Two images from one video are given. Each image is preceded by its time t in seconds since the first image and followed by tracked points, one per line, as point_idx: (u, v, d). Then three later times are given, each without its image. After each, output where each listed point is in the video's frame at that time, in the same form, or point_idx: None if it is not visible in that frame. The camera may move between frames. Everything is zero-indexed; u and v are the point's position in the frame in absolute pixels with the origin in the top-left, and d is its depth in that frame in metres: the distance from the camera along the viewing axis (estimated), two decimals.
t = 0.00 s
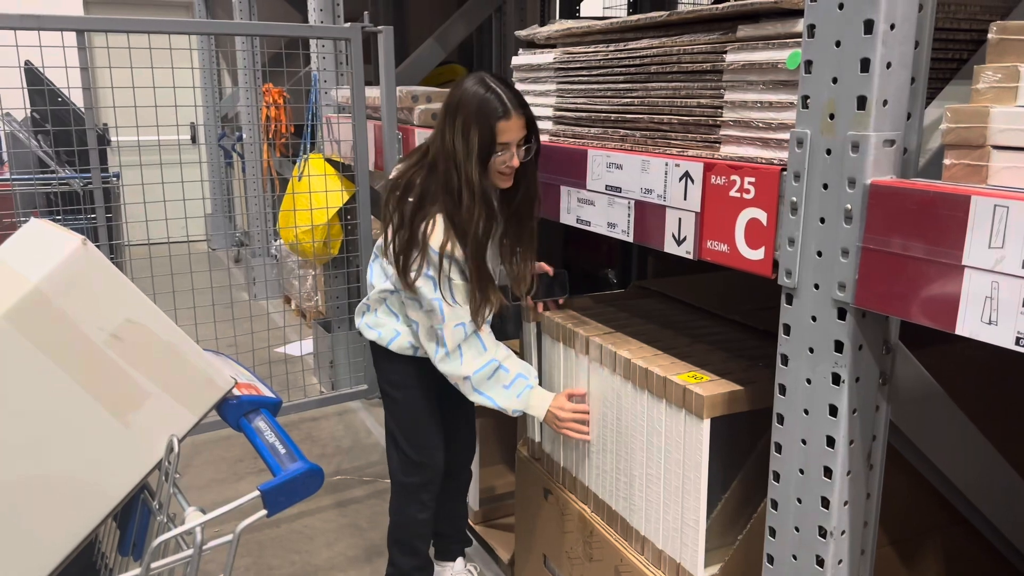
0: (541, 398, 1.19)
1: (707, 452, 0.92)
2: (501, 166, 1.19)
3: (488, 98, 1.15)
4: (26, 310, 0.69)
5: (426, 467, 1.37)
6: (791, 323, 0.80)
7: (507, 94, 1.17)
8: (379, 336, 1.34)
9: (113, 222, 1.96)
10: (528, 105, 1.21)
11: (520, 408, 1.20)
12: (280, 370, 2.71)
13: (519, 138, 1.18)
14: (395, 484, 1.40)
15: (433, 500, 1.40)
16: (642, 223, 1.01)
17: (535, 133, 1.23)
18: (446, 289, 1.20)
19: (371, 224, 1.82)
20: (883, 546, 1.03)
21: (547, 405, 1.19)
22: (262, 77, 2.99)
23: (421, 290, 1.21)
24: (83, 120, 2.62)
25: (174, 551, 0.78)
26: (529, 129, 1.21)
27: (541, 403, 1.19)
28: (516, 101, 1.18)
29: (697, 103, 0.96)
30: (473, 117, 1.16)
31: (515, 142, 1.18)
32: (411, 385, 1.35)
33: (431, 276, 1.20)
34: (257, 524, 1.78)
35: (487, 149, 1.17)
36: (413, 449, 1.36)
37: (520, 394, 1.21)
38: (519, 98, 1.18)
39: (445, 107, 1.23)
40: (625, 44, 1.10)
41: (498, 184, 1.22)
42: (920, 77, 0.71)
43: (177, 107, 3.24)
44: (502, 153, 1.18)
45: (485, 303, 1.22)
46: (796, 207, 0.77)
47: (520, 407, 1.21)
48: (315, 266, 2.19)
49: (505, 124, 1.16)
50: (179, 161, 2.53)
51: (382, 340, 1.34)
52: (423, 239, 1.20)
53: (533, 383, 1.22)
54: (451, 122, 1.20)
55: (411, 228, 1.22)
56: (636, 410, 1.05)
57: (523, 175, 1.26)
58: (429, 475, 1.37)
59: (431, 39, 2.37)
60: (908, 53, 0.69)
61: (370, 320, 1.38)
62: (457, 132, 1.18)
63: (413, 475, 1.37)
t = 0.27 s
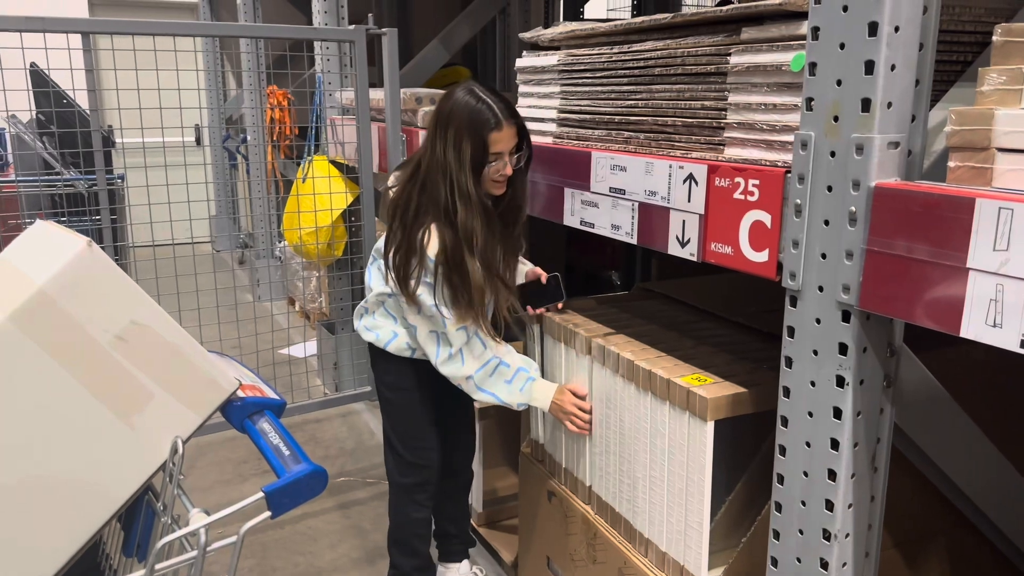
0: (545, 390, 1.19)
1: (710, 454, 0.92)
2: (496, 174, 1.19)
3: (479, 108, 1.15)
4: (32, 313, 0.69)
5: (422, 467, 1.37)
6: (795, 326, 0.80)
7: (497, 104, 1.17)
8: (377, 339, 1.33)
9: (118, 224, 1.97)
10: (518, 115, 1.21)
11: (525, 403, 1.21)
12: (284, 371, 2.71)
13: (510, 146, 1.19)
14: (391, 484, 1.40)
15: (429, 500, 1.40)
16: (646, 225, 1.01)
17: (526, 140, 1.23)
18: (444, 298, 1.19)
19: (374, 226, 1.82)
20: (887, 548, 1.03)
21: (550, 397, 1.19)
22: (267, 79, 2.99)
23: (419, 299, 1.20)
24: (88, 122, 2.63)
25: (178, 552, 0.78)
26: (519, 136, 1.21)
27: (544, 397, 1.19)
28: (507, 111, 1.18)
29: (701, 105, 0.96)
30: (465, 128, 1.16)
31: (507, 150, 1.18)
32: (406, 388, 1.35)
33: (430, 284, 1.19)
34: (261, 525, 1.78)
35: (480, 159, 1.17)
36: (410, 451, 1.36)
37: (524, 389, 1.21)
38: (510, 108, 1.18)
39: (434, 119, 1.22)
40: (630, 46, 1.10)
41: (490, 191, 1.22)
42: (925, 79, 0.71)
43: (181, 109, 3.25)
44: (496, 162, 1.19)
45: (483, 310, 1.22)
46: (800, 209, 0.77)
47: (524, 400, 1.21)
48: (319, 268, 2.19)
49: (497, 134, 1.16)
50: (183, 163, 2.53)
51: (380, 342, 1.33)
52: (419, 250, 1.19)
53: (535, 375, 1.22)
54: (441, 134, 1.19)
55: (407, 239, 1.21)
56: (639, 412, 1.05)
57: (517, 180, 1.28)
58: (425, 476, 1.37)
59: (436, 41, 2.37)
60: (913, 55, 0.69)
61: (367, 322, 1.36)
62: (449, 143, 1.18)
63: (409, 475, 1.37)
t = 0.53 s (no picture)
0: (542, 387, 1.20)
1: (714, 457, 0.92)
2: (497, 179, 1.19)
3: (483, 112, 1.14)
4: (37, 314, 0.69)
5: (433, 469, 1.37)
6: (799, 327, 0.80)
7: (500, 109, 1.16)
8: (383, 342, 1.32)
9: (122, 225, 1.97)
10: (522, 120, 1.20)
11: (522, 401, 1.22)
12: (287, 372, 2.71)
13: (513, 152, 1.18)
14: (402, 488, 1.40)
15: (439, 502, 1.40)
16: (650, 226, 1.01)
17: (529, 146, 1.22)
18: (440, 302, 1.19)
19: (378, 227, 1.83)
20: (891, 551, 1.03)
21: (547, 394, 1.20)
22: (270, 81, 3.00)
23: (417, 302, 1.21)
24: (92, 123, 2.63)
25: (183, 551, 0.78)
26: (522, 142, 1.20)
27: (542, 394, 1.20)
28: (510, 116, 1.17)
29: (705, 106, 0.96)
30: (468, 132, 1.15)
31: (509, 156, 1.18)
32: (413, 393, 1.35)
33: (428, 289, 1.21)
34: (265, 526, 1.78)
35: (482, 165, 1.16)
36: (419, 451, 1.37)
37: (523, 387, 1.22)
38: (513, 114, 1.17)
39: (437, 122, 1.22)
40: (633, 48, 1.10)
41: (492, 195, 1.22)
42: (930, 81, 0.71)
43: (185, 111, 3.25)
44: (498, 167, 1.18)
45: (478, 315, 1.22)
46: (804, 211, 0.77)
47: (524, 399, 1.22)
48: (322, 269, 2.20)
49: (499, 140, 1.15)
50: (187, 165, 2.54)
51: (385, 345, 1.33)
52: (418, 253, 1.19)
53: (533, 374, 1.23)
54: (444, 137, 1.18)
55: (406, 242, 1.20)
56: (643, 413, 1.05)
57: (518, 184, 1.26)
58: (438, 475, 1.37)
59: (439, 42, 2.38)
60: (917, 56, 0.69)
61: (371, 325, 1.35)
62: (451, 147, 1.17)
63: (419, 477, 1.37)
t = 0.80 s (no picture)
0: (535, 382, 1.18)
1: (717, 458, 0.92)
2: (501, 178, 1.18)
3: (487, 110, 1.14)
4: (40, 314, 0.69)
5: (438, 470, 1.37)
6: (802, 328, 0.80)
7: (505, 107, 1.16)
8: (385, 344, 1.32)
9: (124, 226, 1.97)
10: (527, 118, 1.20)
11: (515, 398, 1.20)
12: (289, 372, 2.71)
13: (517, 150, 1.17)
14: (408, 490, 1.40)
15: (445, 503, 1.39)
16: (652, 227, 1.01)
17: (533, 144, 1.22)
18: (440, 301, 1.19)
19: (380, 228, 1.83)
20: (894, 551, 1.03)
21: (539, 388, 1.18)
22: (272, 81, 3.00)
23: (413, 303, 1.20)
24: (95, 124, 2.64)
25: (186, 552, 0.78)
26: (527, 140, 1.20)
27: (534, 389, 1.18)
28: (514, 114, 1.17)
29: (707, 107, 0.96)
30: (472, 131, 1.15)
31: (513, 155, 1.17)
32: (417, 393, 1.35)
33: (425, 289, 1.20)
34: (267, 527, 1.78)
35: (485, 163, 1.16)
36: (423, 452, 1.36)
37: (515, 384, 1.20)
38: (518, 112, 1.17)
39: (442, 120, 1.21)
40: (635, 49, 1.10)
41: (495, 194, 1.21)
42: (932, 82, 0.71)
43: (188, 112, 3.26)
44: (501, 166, 1.18)
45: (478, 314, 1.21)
46: (806, 212, 0.77)
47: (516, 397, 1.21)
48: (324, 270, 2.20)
49: (503, 138, 1.15)
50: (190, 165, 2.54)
51: (388, 346, 1.33)
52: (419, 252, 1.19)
53: (525, 370, 1.21)
54: (449, 135, 1.18)
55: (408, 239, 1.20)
56: (645, 414, 1.05)
57: (523, 183, 1.26)
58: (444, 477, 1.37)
59: (441, 43, 2.38)
60: (920, 57, 0.69)
61: (374, 327, 1.35)
62: (455, 146, 1.17)
63: (425, 478, 1.37)
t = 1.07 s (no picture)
0: (542, 372, 1.15)
1: (719, 459, 0.92)
2: (500, 171, 1.19)
3: (485, 103, 1.14)
4: (42, 315, 0.69)
5: (434, 471, 1.38)
6: (803, 329, 0.80)
7: (503, 100, 1.16)
8: (382, 345, 1.32)
9: (126, 227, 1.97)
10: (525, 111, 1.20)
11: (522, 390, 1.16)
12: (291, 373, 2.72)
13: (516, 143, 1.18)
14: (406, 491, 1.40)
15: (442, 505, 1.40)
16: (653, 228, 1.01)
17: (532, 138, 1.22)
18: (445, 296, 1.17)
19: (381, 229, 1.83)
20: (895, 553, 1.02)
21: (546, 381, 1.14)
22: (274, 82, 3.00)
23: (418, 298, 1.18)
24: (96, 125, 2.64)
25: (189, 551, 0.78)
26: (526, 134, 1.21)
27: (541, 380, 1.15)
28: (512, 106, 1.17)
29: (709, 109, 0.96)
30: (471, 124, 1.15)
31: (512, 147, 1.18)
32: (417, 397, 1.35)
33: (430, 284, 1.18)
34: (268, 527, 1.78)
35: (485, 156, 1.16)
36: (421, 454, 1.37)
37: (521, 375, 1.16)
38: (516, 105, 1.17)
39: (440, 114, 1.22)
40: (636, 50, 1.10)
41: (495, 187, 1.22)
42: (933, 83, 0.71)
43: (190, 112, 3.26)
44: (501, 158, 1.18)
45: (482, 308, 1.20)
46: (808, 213, 0.77)
47: (523, 387, 1.16)
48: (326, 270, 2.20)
49: (502, 131, 1.16)
50: (191, 166, 2.54)
51: (385, 347, 1.32)
52: (421, 248, 1.18)
53: (530, 362, 1.18)
54: (447, 129, 1.18)
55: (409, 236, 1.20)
56: (647, 415, 1.05)
57: (524, 178, 1.28)
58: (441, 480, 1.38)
59: (442, 44, 2.38)
60: (921, 59, 0.69)
61: (372, 326, 1.35)
62: (454, 140, 1.17)
63: (422, 479, 1.38)
